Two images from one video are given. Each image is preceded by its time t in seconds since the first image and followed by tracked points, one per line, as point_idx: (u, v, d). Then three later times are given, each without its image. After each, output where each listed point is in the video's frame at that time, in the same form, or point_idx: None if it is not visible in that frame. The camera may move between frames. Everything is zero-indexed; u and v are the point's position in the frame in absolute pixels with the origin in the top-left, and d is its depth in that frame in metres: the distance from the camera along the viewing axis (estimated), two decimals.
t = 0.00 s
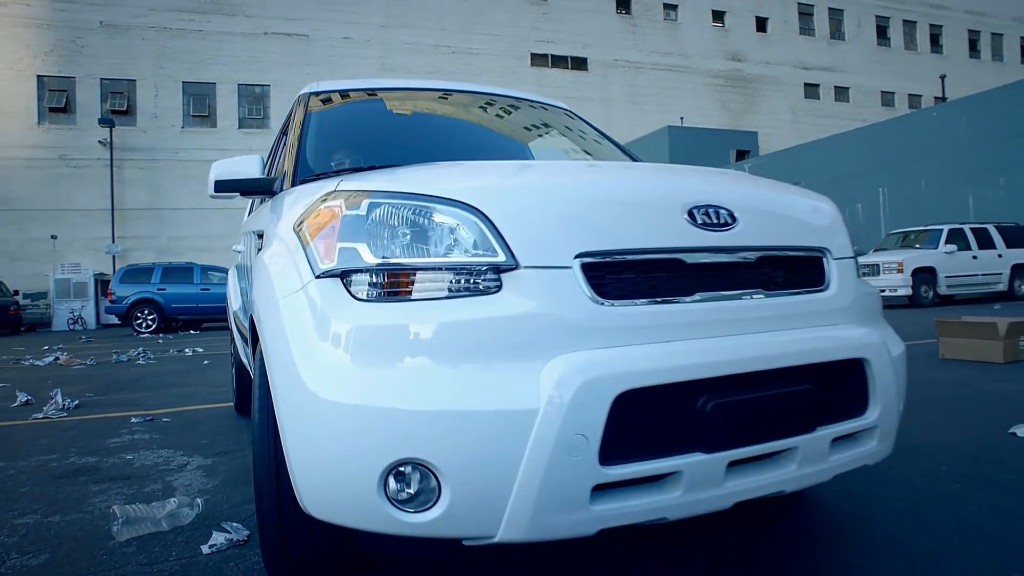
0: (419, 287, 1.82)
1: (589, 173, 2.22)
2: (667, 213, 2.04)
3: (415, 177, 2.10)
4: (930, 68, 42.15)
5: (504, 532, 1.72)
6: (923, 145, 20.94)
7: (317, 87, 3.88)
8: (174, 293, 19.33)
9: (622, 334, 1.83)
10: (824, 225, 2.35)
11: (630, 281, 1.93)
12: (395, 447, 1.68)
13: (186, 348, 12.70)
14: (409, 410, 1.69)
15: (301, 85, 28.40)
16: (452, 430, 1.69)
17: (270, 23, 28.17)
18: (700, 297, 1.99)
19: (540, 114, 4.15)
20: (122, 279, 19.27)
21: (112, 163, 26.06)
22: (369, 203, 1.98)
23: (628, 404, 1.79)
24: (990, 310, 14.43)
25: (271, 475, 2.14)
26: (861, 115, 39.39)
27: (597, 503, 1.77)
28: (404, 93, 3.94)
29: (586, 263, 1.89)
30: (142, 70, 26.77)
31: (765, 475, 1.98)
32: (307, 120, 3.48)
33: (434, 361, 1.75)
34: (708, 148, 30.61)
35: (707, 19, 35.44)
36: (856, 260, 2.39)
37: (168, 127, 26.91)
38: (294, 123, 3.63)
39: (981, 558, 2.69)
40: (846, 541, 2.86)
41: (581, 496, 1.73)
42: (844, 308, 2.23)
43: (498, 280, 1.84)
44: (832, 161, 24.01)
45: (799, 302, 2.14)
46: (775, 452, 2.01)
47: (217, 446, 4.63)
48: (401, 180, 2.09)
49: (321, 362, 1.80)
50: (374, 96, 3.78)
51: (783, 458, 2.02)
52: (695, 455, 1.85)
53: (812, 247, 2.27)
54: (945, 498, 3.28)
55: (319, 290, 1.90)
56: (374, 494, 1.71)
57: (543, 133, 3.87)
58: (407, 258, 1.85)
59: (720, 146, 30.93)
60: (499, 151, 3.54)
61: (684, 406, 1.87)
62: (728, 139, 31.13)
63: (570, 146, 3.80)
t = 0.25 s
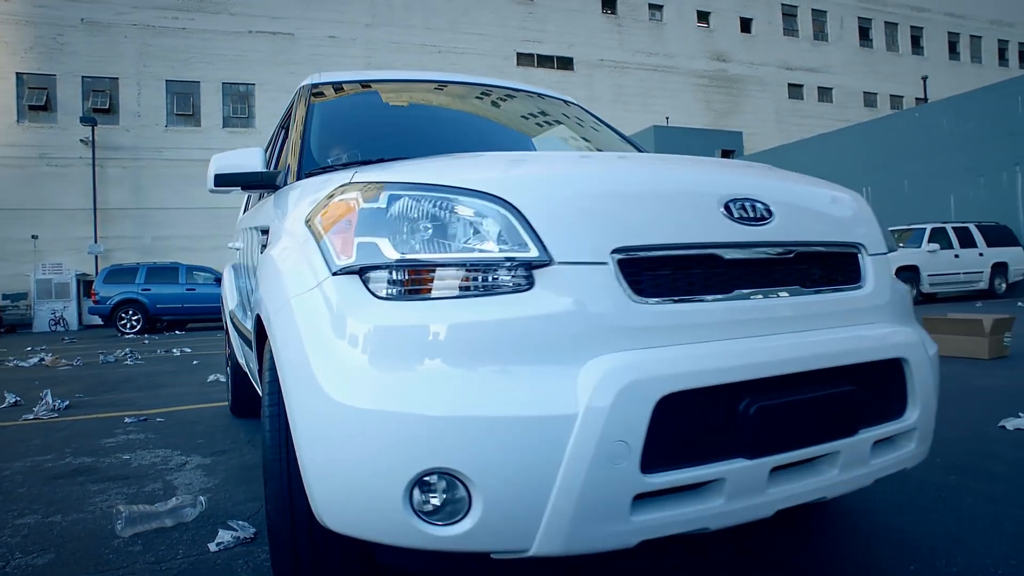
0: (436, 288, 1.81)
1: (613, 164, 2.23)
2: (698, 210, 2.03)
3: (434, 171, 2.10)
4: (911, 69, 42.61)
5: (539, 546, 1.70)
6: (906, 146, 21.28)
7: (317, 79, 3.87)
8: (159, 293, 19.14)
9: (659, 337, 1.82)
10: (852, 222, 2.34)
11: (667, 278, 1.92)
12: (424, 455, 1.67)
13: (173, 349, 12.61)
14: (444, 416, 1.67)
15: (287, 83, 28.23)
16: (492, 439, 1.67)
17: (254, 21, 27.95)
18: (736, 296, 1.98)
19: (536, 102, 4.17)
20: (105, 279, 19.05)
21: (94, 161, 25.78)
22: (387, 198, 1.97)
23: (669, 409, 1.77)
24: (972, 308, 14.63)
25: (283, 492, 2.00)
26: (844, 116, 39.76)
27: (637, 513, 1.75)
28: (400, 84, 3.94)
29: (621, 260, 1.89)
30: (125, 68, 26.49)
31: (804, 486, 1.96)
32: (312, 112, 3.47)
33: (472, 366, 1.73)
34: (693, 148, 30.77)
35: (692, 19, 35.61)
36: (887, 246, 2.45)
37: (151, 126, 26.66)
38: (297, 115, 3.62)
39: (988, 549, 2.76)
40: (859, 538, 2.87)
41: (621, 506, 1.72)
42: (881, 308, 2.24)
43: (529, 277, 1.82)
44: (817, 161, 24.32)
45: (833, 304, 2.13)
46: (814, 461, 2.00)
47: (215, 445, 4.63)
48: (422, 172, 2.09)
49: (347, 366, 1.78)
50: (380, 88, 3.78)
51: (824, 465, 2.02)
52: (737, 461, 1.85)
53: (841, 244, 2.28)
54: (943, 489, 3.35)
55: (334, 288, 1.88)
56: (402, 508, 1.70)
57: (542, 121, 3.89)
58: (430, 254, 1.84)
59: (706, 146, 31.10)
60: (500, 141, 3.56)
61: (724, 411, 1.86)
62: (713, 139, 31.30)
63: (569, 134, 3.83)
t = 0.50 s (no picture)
0: (465, 284, 1.83)
1: (640, 157, 2.25)
2: (731, 206, 2.06)
3: (460, 164, 2.11)
4: (899, 68, 42.91)
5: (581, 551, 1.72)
6: (894, 145, 21.50)
7: (324, 71, 3.87)
8: (148, 291, 19.01)
9: (701, 338, 1.85)
10: (877, 220, 2.39)
11: (705, 275, 1.95)
12: (465, 459, 1.68)
13: (166, 347, 12.54)
14: (485, 417, 1.69)
15: (277, 80, 28.06)
16: (535, 442, 1.68)
17: (243, 18, 27.75)
18: (770, 293, 2.02)
19: (536, 92, 4.19)
20: (94, 277, 18.90)
21: (82, 159, 25.57)
22: (417, 192, 1.98)
23: (713, 408, 1.80)
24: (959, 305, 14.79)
25: (308, 502, 1.95)
26: (832, 114, 39.99)
27: (680, 516, 1.77)
28: (405, 76, 3.95)
29: (661, 256, 1.91)
30: (112, 65, 26.27)
31: (842, 486, 2.01)
32: (322, 106, 3.46)
33: (515, 366, 1.74)
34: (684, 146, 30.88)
35: (682, 18, 35.70)
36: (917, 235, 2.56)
37: (139, 122, 26.46)
38: (305, 107, 3.61)
39: (997, 541, 2.81)
40: (872, 533, 2.90)
41: (665, 509, 1.74)
42: (915, 302, 2.35)
43: (569, 273, 1.84)
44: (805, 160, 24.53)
45: (863, 306, 2.18)
46: (852, 461, 2.05)
47: (219, 443, 4.61)
48: (450, 165, 2.10)
49: (383, 369, 1.78)
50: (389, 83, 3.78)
51: (863, 465, 2.08)
52: (778, 462, 1.88)
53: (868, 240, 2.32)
54: (945, 482, 3.41)
55: (363, 286, 1.89)
56: (441, 514, 1.72)
57: (542, 111, 3.92)
58: (461, 250, 1.86)
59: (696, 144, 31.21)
60: (506, 132, 3.57)
61: (765, 410, 1.89)
62: (704, 137, 31.42)
63: (571, 124, 3.86)
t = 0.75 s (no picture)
0: (490, 280, 1.83)
1: (662, 155, 2.27)
2: (755, 204, 2.09)
3: (485, 159, 2.12)
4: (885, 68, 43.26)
5: (616, 548, 1.74)
6: (881, 144, 21.73)
7: (332, 67, 3.87)
8: (136, 288, 18.83)
9: (731, 335, 1.88)
10: (890, 220, 2.45)
11: (733, 272, 1.98)
12: (500, 457, 1.69)
13: (156, 344, 12.49)
14: (520, 413, 1.69)
15: (265, 75, 27.84)
16: (571, 440, 1.69)
17: (231, 12, 27.50)
18: (796, 291, 2.06)
19: (543, 88, 4.20)
20: (81, 273, 18.70)
21: (66, 154, 25.30)
22: (445, 187, 1.99)
23: (746, 404, 1.82)
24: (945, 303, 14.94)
25: (334, 502, 1.96)
26: (819, 113, 40.28)
27: (714, 511, 1.79)
28: (413, 71, 3.95)
29: (691, 252, 1.93)
30: (97, 58, 25.97)
31: (866, 481, 2.06)
32: (328, 99, 3.47)
33: (551, 362, 1.75)
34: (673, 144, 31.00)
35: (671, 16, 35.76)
36: (932, 234, 2.63)
37: (124, 117, 26.19)
38: (313, 102, 3.60)
39: (1003, 533, 2.86)
40: (879, 528, 2.94)
41: (700, 506, 1.75)
42: (933, 301, 2.43)
43: (601, 270, 1.85)
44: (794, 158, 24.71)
45: (883, 302, 2.24)
46: (874, 457, 2.10)
47: (220, 441, 4.59)
48: (475, 161, 2.11)
49: (416, 366, 1.78)
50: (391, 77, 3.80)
51: (886, 460, 2.14)
52: (807, 458, 1.92)
53: (882, 236, 2.39)
54: (946, 476, 3.47)
55: (391, 281, 1.90)
56: (475, 512, 1.73)
57: (539, 103, 3.92)
58: (490, 247, 1.86)
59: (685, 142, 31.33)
60: (507, 124, 3.57)
61: (794, 406, 1.93)
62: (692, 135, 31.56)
63: (568, 116, 3.87)
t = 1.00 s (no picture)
0: (509, 277, 1.82)
1: (679, 152, 2.26)
2: (773, 203, 2.09)
3: (503, 156, 2.10)
4: (863, 70, 43.77)
5: (643, 544, 1.74)
6: (860, 145, 22.01)
7: (332, 62, 3.82)
8: (113, 285, 18.51)
9: (753, 333, 1.88)
10: (901, 218, 2.46)
11: (754, 269, 1.98)
12: (529, 456, 1.68)
13: (136, 341, 12.33)
14: (548, 412, 1.68)
15: (245, 70, 27.51)
16: (599, 438, 1.68)
17: (210, 5, 27.12)
18: (815, 289, 2.07)
19: (544, 86, 4.17)
20: (57, 269, 18.38)
21: (40, 147, 24.84)
22: (466, 182, 1.97)
23: (770, 401, 1.82)
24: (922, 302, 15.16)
25: (353, 502, 1.93)
26: (798, 114, 40.68)
27: (740, 507, 1.79)
28: (413, 66, 3.91)
29: (714, 250, 1.93)
30: (73, 51, 25.52)
31: (881, 477, 2.08)
32: (329, 93, 3.42)
33: (577, 360, 1.74)
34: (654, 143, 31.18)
35: (653, 15, 35.89)
36: (939, 233, 2.63)
37: (100, 110, 25.77)
38: (314, 96, 3.56)
39: (1003, 529, 2.90)
40: (882, 525, 2.96)
41: (727, 502, 1.75)
42: (940, 300, 2.45)
43: (626, 268, 1.84)
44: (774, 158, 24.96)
45: (896, 298, 2.25)
46: (890, 452, 2.11)
47: (213, 440, 4.51)
48: (494, 157, 2.09)
49: (439, 364, 1.77)
50: (392, 71, 3.75)
51: (900, 456, 2.15)
52: (828, 454, 1.93)
53: (893, 234, 2.40)
54: (943, 472, 3.51)
55: (413, 277, 1.88)
56: (502, 510, 1.73)
57: (535, 99, 3.89)
58: (512, 242, 1.85)
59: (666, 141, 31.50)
60: (511, 122, 3.55)
61: (815, 403, 1.94)
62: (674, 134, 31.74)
63: (557, 109, 3.87)
